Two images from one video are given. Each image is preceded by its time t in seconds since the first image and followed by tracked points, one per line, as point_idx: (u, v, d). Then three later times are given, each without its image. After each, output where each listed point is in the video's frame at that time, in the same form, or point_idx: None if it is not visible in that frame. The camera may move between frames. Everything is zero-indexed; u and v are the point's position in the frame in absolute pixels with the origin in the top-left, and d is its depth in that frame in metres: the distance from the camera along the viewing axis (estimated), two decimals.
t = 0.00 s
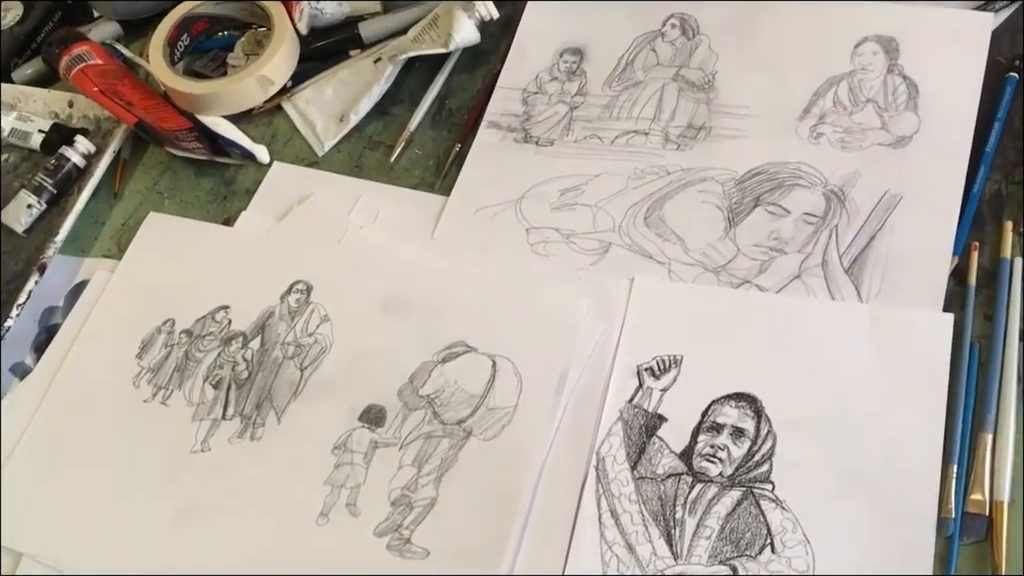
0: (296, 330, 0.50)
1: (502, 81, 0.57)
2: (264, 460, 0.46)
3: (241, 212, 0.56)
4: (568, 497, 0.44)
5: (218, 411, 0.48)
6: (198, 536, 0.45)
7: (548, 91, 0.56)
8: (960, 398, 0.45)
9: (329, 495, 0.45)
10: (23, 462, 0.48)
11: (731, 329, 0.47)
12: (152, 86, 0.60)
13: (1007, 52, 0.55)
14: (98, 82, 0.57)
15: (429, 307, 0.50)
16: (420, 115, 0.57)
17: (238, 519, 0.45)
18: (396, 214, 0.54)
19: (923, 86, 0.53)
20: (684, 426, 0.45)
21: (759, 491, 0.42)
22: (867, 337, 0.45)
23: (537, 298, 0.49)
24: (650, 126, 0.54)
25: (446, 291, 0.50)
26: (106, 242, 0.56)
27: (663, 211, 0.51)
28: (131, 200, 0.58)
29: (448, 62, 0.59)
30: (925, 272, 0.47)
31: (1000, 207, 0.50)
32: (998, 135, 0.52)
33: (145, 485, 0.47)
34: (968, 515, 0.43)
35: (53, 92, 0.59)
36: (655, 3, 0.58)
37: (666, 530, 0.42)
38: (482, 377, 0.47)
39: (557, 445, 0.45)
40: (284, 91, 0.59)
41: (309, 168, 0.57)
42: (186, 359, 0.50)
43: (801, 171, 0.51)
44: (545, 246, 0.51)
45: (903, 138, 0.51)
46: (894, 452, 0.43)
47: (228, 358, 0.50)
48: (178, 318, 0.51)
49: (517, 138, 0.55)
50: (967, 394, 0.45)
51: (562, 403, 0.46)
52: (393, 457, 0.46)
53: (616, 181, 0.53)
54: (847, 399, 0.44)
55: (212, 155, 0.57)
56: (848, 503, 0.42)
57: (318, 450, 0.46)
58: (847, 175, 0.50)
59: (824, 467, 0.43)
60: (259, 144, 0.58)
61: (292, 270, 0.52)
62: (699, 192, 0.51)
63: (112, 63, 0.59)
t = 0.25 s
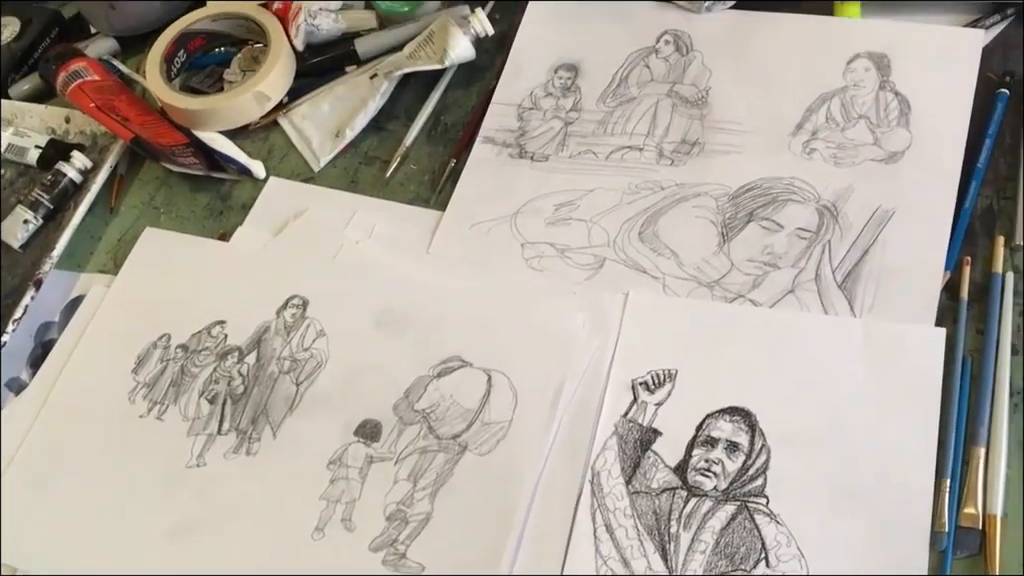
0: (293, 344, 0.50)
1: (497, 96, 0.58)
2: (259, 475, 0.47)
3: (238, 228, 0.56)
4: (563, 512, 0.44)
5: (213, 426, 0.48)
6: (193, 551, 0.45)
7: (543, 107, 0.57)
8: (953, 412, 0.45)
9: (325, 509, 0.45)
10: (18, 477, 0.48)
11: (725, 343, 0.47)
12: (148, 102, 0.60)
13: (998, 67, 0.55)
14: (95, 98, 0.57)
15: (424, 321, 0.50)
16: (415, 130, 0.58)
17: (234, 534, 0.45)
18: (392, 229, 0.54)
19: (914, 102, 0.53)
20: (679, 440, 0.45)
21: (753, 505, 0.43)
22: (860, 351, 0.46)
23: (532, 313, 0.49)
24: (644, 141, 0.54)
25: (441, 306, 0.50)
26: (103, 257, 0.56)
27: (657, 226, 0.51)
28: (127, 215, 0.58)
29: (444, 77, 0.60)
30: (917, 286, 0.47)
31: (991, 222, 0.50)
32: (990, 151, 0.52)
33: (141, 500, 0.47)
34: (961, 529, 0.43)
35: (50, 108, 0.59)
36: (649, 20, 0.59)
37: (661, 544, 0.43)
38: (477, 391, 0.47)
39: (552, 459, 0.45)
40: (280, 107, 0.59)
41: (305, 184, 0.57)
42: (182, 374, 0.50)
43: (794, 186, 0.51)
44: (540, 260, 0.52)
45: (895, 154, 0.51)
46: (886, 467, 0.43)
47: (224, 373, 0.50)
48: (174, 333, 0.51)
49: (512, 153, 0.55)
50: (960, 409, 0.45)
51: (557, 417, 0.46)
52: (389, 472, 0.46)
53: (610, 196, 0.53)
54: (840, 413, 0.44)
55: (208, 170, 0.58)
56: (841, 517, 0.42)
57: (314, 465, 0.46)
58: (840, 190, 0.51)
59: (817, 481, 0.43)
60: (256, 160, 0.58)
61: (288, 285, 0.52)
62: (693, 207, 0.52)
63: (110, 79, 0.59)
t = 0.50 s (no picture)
0: (287, 360, 0.50)
1: (491, 112, 0.58)
2: (254, 491, 0.47)
3: (233, 243, 0.56)
4: (558, 527, 0.44)
5: (208, 442, 0.48)
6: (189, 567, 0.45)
7: (537, 122, 0.57)
8: (945, 426, 0.45)
9: (319, 525, 0.45)
10: (13, 493, 0.48)
11: (719, 357, 0.47)
12: (144, 117, 0.60)
13: (989, 82, 0.56)
14: (91, 114, 0.58)
15: (419, 336, 0.50)
16: (410, 146, 0.58)
17: (229, 550, 0.45)
18: (386, 244, 0.54)
19: (906, 117, 0.53)
20: (673, 455, 0.45)
21: (747, 519, 0.43)
22: (853, 365, 0.46)
23: (527, 328, 0.49)
24: (638, 156, 0.55)
25: (435, 321, 0.50)
26: (98, 273, 0.56)
27: (651, 241, 0.52)
28: (123, 230, 0.58)
29: (439, 92, 0.60)
30: (909, 300, 0.48)
31: (983, 237, 0.50)
32: (981, 165, 0.52)
33: (136, 517, 0.47)
34: (954, 543, 0.43)
35: (45, 124, 0.60)
36: (642, 36, 0.59)
37: (656, 559, 0.43)
38: (472, 406, 0.47)
39: (546, 474, 0.46)
40: (276, 122, 0.59)
41: (300, 199, 0.57)
42: (177, 390, 0.50)
43: (787, 201, 0.52)
44: (535, 275, 0.52)
45: (887, 169, 0.52)
46: (878, 481, 0.43)
47: (219, 389, 0.50)
48: (169, 349, 0.51)
49: (506, 169, 0.56)
50: (952, 423, 0.45)
51: (551, 431, 0.46)
52: (384, 488, 0.46)
53: (604, 211, 0.53)
54: (833, 426, 0.45)
55: (202, 185, 0.58)
56: (834, 531, 0.42)
57: (309, 480, 0.46)
58: (832, 205, 0.51)
59: (811, 495, 0.43)
60: (251, 175, 0.58)
61: (283, 300, 0.52)
62: (687, 222, 0.52)
63: (105, 96, 0.59)
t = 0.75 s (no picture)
0: (284, 376, 0.50)
1: (487, 129, 0.58)
2: (251, 507, 0.47)
3: (230, 260, 0.56)
4: (554, 542, 0.44)
5: (205, 458, 0.48)
6: None
7: (533, 139, 0.57)
8: (940, 440, 0.45)
9: (316, 541, 0.45)
10: (10, 510, 0.48)
11: (714, 372, 0.47)
12: (142, 134, 0.61)
13: (981, 98, 0.56)
14: (89, 132, 0.58)
15: (415, 352, 0.50)
16: (406, 163, 0.58)
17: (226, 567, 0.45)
18: (383, 260, 0.54)
19: (898, 134, 0.54)
20: (669, 471, 0.45)
21: (743, 534, 0.43)
22: (847, 380, 0.46)
23: (523, 344, 0.49)
24: (633, 173, 0.55)
25: (431, 337, 0.50)
26: (95, 290, 0.57)
27: (646, 257, 0.52)
28: (120, 248, 0.58)
29: (435, 110, 0.60)
30: (903, 316, 0.48)
31: (975, 252, 0.51)
32: (973, 181, 0.53)
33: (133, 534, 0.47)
34: (949, 557, 0.43)
35: (44, 142, 0.60)
36: (636, 53, 0.60)
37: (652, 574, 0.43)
38: (468, 422, 0.47)
39: (543, 489, 0.46)
40: (272, 140, 0.60)
41: (297, 216, 0.57)
42: (174, 407, 0.50)
43: (781, 217, 0.52)
44: (530, 291, 0.52)
45: (879, 185, 0.52)
46: (874, 496, 0.43)
47: (216, 405, 0.50)
48: (166, 366, 0.52)
49: (502, 185, 0.56)
50: (946, 437, 0.45)
51: (548, 446, 0.46)
52: (381, 504, 0.46)
53: (599, 227, 0.54)
54: (828, 441, 0.45)
55: (200, 204, 0.58)
56: (830, 546, 0.42)
57: (306, 497, 0.47)
58: (826, 221, 0.51)
59: (806, 510, 0.43)
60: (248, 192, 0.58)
61: (280, 317, 0.52)
62: (681, 238, 0.52)
63: (103, 114, 0.59)
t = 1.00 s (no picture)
0: (284, 388, 0.51)
1: (485, 142, 0.59)
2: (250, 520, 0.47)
3: (229, 273, 0.56)
4: (553, 554, 0.45)
5: (205, 470, 0.48)
6: None
7: (531, 152, 0.58)
8: (937, 451, 0.45)
9: (316, 552, 0.46)
10: (9, 522, 0.48)
11: (712, 384, 0.48)
12: (142, 148, 0.61)
13: (975, 111, 0.56)
14: (89, 146, 0.58)
15: (414, 364, 0.50)
16: (405, 176, 0.59)
17: None
18: (381, 273, 0.55)
19: (893, 146, 0.54)
20: (668, 482, 0.45)
21: (742, 545, 0.43)
22: (844, 390, 0.46)
23: (521, 356, 0.50)
24: (630, 185, 0.55)
25: (430, 349, 0.51)
26: (95, 303, 0.57)
27: (644, 269, 0.52)
28: (120, 261, 0.58)
29: (434, 122, 0.61)
30: (899, 327, 0.48)
31: (971, 263, 0.51)
32: (968, 193, 0.53)
33: (133, 546, 0.47)
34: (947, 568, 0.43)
35: (44, 156, 0.60)
36: (634, 67, 0.60)
37: None
38: (467, 434, 0.48)
39: (542, 501, 0.46)
40: (272, 153, 0.60)
41: (296, 229, 0.58)
42: (173, 419, 0.50)
43: (777, 229, 0.52)
44: (529, 303, 0.52)
45: (875, 197, 0.53)
46: (871, 507, 0.43)
47: (216, 418, 0.50)
48: (165, 379, 0.52)
49: (500, 198, 0.56)
50: (943, 448, 0.46)
51: (547, 458, 0.47)
52: (380, 516, 0.46)
53: (597, 239, 0.54)
54: (825, 452, 0.45)
55: (200, 217, 0.59)
56: (828, 556, 0.43)
57: (305, 509, 0.47)
58: (822, 233, 0.52)
59: (804, 521, 0.44)
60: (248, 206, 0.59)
61: (279, 329, 0.52)
62: (678, 250, 0.53)
63: (103, 128, 0.60)
